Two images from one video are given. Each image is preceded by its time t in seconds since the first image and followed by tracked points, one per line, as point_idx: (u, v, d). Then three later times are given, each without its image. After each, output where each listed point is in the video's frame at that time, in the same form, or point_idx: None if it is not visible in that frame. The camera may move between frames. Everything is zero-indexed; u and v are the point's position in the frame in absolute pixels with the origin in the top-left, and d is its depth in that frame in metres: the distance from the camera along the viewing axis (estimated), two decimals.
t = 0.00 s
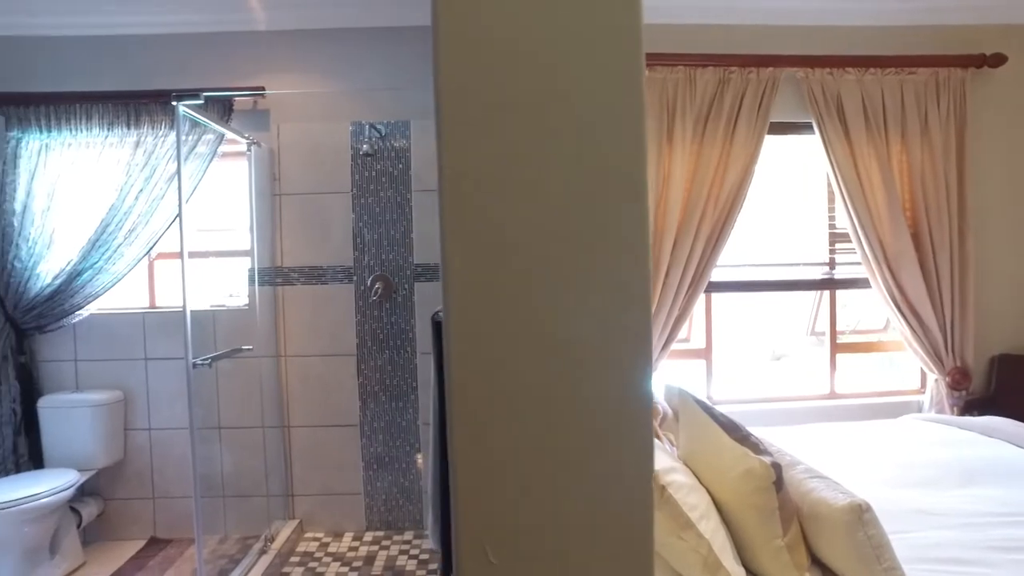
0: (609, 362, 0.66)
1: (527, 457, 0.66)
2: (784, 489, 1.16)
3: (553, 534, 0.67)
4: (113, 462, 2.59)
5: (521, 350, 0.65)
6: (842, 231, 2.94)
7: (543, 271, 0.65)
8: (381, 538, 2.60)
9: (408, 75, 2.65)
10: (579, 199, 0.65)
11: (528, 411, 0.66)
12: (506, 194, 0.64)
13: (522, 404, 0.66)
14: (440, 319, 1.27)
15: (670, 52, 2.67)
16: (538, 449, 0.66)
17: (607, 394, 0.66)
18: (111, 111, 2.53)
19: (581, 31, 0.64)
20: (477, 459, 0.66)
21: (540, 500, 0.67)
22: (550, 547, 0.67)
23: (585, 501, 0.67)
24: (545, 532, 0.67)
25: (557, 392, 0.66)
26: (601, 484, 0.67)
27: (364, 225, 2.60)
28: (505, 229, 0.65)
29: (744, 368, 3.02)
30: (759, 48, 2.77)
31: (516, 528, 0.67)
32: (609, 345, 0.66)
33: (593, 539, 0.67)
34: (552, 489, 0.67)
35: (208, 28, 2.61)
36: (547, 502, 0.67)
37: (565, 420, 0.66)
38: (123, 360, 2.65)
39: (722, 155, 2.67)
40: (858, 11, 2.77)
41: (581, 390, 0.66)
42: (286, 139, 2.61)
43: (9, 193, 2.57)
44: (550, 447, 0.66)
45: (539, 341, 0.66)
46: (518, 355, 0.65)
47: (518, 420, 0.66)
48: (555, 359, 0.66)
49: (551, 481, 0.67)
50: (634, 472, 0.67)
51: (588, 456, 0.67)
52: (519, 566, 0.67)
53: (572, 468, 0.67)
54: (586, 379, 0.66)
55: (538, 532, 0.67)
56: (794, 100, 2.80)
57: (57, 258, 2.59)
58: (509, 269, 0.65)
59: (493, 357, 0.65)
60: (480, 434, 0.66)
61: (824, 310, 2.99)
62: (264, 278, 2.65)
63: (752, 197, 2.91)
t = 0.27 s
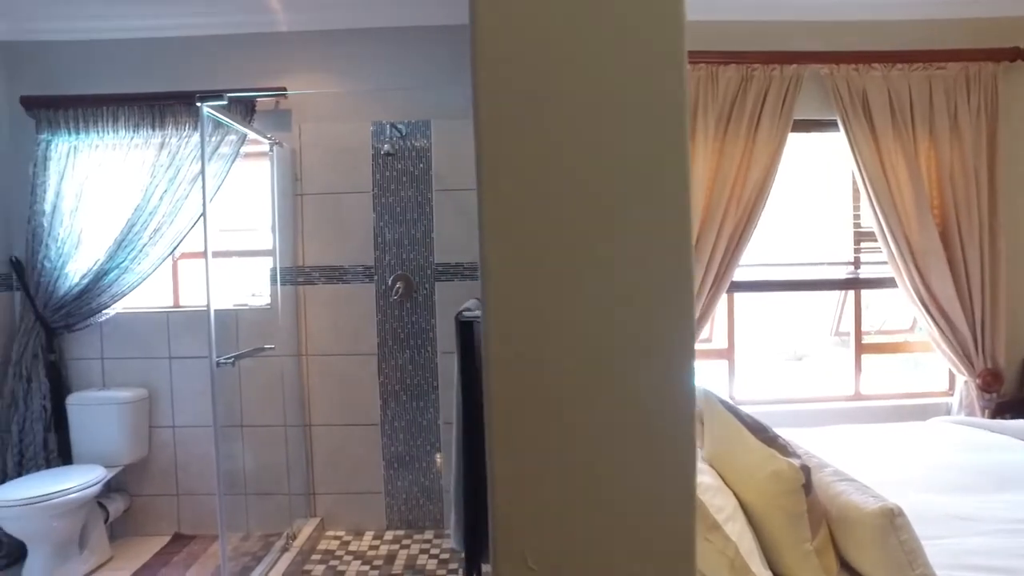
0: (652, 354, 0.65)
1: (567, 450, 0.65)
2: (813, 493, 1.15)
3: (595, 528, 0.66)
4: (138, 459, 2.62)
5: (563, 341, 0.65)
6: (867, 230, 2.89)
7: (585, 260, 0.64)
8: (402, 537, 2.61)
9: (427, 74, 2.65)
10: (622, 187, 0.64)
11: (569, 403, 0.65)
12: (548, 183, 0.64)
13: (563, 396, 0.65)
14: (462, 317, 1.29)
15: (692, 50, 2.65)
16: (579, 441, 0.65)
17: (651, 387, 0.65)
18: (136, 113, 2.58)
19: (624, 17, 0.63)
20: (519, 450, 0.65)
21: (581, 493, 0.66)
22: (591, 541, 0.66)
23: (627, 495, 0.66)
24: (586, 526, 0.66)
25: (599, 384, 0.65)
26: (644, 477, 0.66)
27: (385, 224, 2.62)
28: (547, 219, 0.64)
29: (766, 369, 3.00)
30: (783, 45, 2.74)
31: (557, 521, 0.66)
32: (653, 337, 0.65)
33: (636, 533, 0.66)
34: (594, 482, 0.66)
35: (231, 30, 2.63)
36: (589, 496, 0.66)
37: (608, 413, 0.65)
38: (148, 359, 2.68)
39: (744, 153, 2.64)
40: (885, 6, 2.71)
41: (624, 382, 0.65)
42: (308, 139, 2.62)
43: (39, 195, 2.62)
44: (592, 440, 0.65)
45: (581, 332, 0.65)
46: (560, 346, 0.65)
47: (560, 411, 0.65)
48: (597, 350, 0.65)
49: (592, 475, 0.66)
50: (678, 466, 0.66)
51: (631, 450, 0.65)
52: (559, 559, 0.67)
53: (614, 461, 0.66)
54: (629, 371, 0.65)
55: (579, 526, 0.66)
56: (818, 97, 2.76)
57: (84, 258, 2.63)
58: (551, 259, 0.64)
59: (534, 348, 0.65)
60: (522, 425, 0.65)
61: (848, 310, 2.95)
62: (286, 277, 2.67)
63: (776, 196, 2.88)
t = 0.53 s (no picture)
0: (691, 355, 0.63)
1: (604, 451, 0.64)
2: (841, 497, 1.14)
3: (630, 531, 0.65)
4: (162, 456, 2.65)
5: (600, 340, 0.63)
6: (892, 229, 2.84)
7: (621, 258, 0.63)
8: (422, 536, 2.62)
9: (446, 74, 2.65)
10: (660, 182, 0.62)
11: (606, 402, 0.63)
12: (586, 177, 0.62)
13: (601, 396, 0.63)
14: (487, 319, 1.30)
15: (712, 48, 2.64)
16: (615, 443, 0.64)
17: (689, 389, 0.64)
18: (160, 115, 2.61)
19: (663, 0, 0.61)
20: (555, 447, 0.63)
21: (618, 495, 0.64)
22: (625, 544, 0.65)
23: (664, 498, 0.65)
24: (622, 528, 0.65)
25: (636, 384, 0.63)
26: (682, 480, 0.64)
27: (406, 224, 2.64)
28: (585, 215, 0.62)
29: (789, 369, 2.95)
30: (805, 42, 2.71)
31: (593, 525, 0.65)
32: (691, 336, 0.64)
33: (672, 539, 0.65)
34: (630, 485, 0.64)
35: (252, 32, 2.65)
36: (625, 498, 0.64)
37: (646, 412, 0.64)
38: (172, 358, 2.71)
39: (766, 151, 2.62)
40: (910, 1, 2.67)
41: (662, 383, 0.64)
42: (328, 140, 2.64)
43: (67, 196, 2.66)
44: (629, 438, 0.64)
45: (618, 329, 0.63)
46: (597, 344, 0.63)
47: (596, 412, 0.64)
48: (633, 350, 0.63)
49: (627, 477, 0.64)
50: (716, 469, 0.64)
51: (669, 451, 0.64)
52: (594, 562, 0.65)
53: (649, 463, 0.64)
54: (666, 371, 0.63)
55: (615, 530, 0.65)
56: (842, 94, 2.73)
57: (110, 258, 2.66)
58: (588, 255, 0.63)
59: (571, 347, 0.63)
60: (558, 423, 0.63)
61: (872, 310, 2.91)
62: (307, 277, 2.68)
63: (798, 195, 2.84)
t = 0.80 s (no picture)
0: (761, 329, 0.53)
1: (655, 441, 0.54)
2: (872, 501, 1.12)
3: (683, 540, 0.55)
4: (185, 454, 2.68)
5: (650, 312, 0.53)
6: (919, 227, 2.78)
7: (675, 215, 0.52)
8: (441, 535, 2.63)
9: (465, 73, 2.64)
10: (713, 158, 0.52)
11: (655, 388, 0.53)
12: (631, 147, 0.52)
13: (651, 379, 0.53)
14: (511, 317, 1.29)
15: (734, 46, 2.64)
16: (668, 435, 0.54)
17: (755, 374, 0.53)
18: (183, 116, 2.64)
19: None
20: (593, 472, 0.54)
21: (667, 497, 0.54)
22: (677, 555, 0.55)
23: (721, 501, 0.54)
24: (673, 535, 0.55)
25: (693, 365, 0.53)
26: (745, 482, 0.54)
27: (426, 223, 2.64)
28: (635, 157, 0.52)
29: (815, 370, 2.90)
30: (829, 38, 2.67)
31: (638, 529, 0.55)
32: (757, 309, 0.53)
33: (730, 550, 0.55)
34: (683, 485, 0.54)
35: (274, 32, 2.67)
36: (678, 501, 0.54)
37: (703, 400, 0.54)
38: (195, 356, 2.74)
39: (790, 148, 2.58)
40: None
41: (723, 367, 0.53)
42: (349, 139, 2.65)
43: (93, 196, 2.70)
44: (677, 461, 0.54)
45: (672, 300, 0.53)
46: (646, 317, 0.53)
47: (643, 397, 0.53)
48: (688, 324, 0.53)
49: (676, 505, 0.54)
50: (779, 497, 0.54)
51: (730, 447, 0.54)
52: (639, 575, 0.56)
53: (705, 461, 0.54)
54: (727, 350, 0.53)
55: (664, 536, 0.55)
56: (867, 90, 2.70)
57: (135, 257, 2.70)
58: (636, 211, 0.52)
59: (615, 318, 0.53)
60: (595, 444, 0.54)
61: (898, 310, 2.86)
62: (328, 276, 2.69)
63: (823, 193, 2.80)
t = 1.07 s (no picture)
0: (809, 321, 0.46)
1: (694, 446, 0.47)
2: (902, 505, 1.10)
3: (729, 527, 0.48)
4: (209, 451, 2.71)
5: (699, 261, 0.46)
6: (947, 226, 2.73)
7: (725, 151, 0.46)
8: (461, 535, 2.63)
9: (487, 72, 2.64)
10: (757, 121, 0.46)
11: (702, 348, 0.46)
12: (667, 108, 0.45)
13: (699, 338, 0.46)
14: (535, 318, 1.28)
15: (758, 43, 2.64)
16: (715, 405, 0.47)
17: (803, 366, 0.47)
18: (207, 118, 2.66)
19: None
20: (630, 479, 0.47)
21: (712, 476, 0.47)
22: (720, 545, 0.48)
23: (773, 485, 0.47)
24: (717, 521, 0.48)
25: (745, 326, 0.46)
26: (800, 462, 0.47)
27: (446, 223, 2.65)
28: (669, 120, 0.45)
29: (839, 372, 2.86)
30: (854, 35, 2.64)
31: (678, 513, 0.47)
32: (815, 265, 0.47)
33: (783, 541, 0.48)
34: (731, 464, 0.47)
35: (297, 34, 2.69)
36: (724, 483, 0.47)
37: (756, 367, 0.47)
38: (219, 355, 2.77)
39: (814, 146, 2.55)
40: None
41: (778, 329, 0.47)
42: (370, 139, 2.66)
43: (119, 198, 2.74)
44: (720, 467, 0.47)
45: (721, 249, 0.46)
46: (694, 267, 0.46)
47: (689, 359, 0.46)
48: (741, 277, 0.46)
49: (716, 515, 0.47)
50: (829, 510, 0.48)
51: (785, 422, 0.47)
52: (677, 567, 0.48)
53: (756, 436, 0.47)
54: (783, 310, 0.47)
55: (707, 522, 0.48)
56: (893, 86, 2.66)
57: (160, 258, 2.73)
58: (680, 145, 0.46)
59: (659, 266, 0.46)
60: (633, 450, 0.47)
61: (924, 310, 2.81)
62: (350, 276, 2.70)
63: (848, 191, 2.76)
